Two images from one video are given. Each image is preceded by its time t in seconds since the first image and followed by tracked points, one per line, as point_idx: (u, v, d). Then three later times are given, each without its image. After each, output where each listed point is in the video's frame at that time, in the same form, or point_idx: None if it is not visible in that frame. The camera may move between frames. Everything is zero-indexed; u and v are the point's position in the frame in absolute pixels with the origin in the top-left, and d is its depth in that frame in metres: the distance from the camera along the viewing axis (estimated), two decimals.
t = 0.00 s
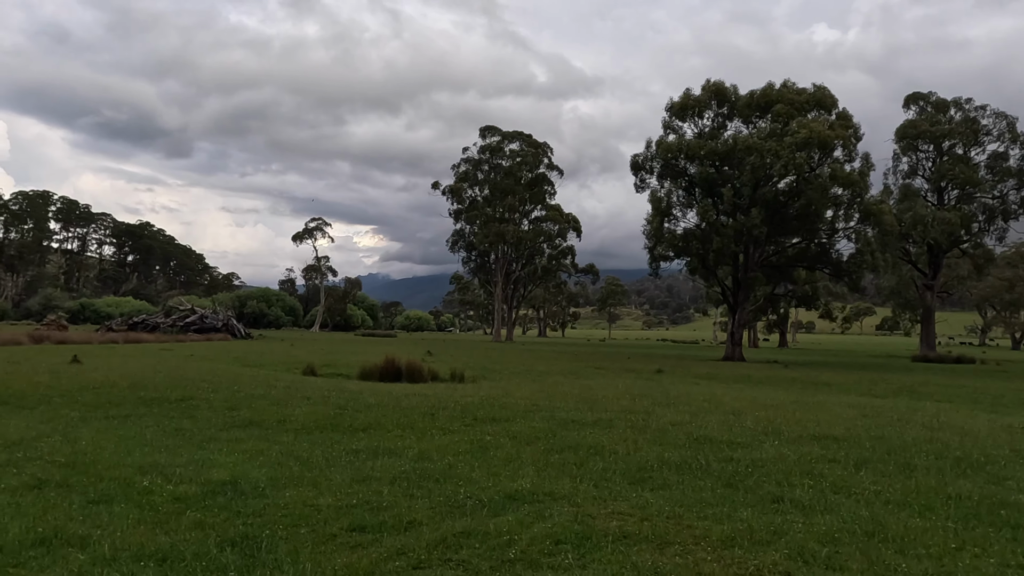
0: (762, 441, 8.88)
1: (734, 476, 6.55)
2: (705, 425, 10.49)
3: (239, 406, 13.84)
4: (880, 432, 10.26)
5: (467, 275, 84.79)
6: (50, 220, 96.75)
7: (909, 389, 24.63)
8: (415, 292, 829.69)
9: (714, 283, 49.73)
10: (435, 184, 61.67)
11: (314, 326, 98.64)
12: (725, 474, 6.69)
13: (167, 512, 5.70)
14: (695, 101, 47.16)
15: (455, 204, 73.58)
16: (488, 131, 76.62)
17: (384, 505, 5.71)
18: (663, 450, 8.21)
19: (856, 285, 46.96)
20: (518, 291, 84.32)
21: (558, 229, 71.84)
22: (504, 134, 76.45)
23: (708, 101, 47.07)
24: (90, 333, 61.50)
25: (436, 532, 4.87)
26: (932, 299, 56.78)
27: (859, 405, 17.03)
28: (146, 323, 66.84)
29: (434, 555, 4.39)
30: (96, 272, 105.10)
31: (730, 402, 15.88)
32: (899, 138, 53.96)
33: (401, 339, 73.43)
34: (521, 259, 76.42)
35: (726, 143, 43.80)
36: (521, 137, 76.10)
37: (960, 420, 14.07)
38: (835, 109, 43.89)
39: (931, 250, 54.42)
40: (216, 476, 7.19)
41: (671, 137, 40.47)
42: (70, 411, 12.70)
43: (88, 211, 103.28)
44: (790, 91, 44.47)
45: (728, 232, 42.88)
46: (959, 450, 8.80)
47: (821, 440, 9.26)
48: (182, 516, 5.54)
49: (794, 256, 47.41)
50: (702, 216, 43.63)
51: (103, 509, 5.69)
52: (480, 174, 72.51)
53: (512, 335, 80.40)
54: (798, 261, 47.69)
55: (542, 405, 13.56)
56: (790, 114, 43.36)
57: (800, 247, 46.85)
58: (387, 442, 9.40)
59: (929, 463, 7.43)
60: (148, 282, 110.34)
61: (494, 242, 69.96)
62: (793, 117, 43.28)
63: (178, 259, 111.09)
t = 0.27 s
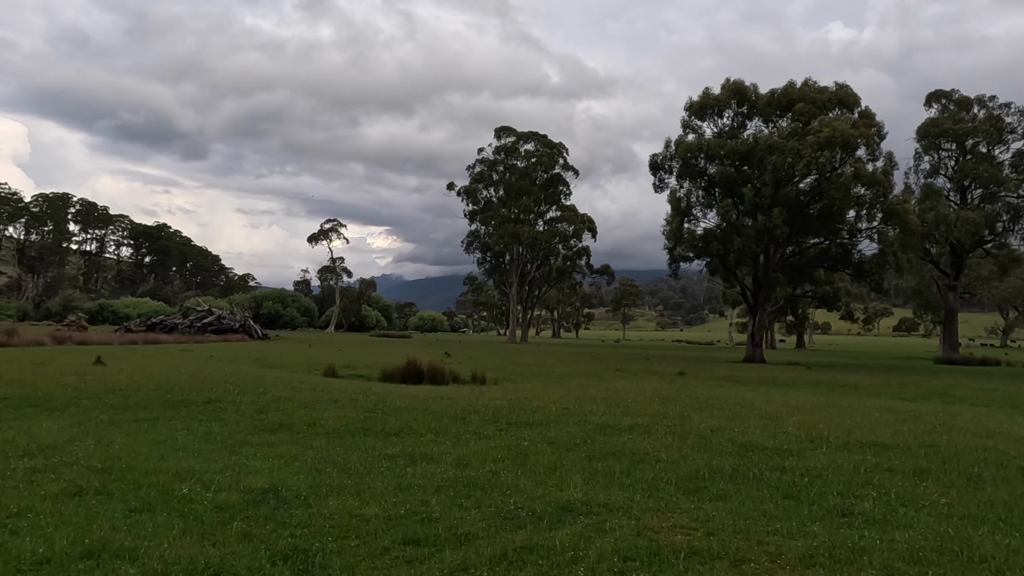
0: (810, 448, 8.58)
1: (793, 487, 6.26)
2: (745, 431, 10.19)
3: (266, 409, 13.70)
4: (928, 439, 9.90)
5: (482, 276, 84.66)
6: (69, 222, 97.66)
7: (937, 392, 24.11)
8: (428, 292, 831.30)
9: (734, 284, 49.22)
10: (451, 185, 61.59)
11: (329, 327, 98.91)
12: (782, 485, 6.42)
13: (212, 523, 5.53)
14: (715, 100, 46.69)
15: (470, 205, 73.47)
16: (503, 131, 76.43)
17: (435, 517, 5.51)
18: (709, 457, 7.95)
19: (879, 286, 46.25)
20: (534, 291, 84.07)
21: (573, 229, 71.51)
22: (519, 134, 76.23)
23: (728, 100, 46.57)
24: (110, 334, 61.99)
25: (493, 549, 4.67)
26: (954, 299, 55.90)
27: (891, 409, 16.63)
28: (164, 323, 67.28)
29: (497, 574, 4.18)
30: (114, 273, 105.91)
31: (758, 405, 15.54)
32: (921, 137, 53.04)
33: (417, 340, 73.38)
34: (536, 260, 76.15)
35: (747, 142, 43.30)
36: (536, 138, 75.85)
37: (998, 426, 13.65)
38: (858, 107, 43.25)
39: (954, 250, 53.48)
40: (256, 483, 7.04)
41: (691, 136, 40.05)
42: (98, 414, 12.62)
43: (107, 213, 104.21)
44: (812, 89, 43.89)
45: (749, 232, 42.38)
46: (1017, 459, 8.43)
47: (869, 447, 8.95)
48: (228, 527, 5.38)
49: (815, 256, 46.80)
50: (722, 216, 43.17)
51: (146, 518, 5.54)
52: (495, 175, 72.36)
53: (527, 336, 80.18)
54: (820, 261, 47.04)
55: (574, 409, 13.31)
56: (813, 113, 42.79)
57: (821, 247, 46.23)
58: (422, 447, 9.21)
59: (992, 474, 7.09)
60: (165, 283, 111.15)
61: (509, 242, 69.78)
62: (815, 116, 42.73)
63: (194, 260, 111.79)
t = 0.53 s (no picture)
0: (868, 444, 8.29)
1: (865, 484, 6.02)
2: (795, 428, 9.90)
3: (302, 404, 13.66)
4: (987, 436, 9.53)
5: (502, 273, 84.55)
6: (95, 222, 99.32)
7: (975, 389, 23.50)
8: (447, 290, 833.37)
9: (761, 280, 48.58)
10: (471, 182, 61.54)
11: (350, 325, 99.46)
12: (851, 482, 6.17)
13: (268, 516, 5.42)
14: (741, 93, 46.03)
15: (491, 202, 73.36)
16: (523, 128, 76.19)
17: (497, 512, 5.35)
18: (766, 453, 7.70)
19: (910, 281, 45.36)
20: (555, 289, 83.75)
21: (594, 226, 71.07)
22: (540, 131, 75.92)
23: (754, 94, 45.91)
24: (137, 332, 62.81)
25: (567, 545, 4.50)
26: (986, 295, 54.52)
27: (930, 406, 16.17)
28: (189, 321, 68.02)
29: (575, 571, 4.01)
30: (139, 272, 107.49)
31: (794, 401, 15.19)
32: (951, 129, 51.74)
33: (438, 337, 73.51)
34: (557, 257, 75.82)
35: (774, 135, 42.65)
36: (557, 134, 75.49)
37: None
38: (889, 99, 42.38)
39: (986, 245, 52.22)
40: (306, 477, 6.93)
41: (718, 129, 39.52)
42: (136, 409, 12.66)
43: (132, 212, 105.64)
44: (841, 81, 43.10)
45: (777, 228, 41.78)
46: None
47: (928, 443, 8.63)
48: (287, 521, 5.27)
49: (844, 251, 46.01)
50: (749, 211, 42.60)
51: (204, 511, 5.45)
52: (515, 172, 72.16)
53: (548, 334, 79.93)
54: (849, 257, 46.20)
55: (613, 405, 13.06)
56: (842, 105, 42.02)
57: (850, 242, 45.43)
58: (466, 442, 9.06)
59: None
60: (189, 282, 112.46)
61: (530, 240, 69.55)
62: (845, 109, 41.96)
63: (217, 259, 112.93)
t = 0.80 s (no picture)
0: (929, 446, 8.02)
1: (942, 489, 5.79)
2: (847, 427, 9.62)
3: (338, 401, 13.61)
4: None
5: (522, 269, 84.36)
6: (120, 219, 100.60)
7: (1011, 386, 22.96)
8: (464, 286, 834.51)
9: (788, 275, 47.96)
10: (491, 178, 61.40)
11: (370, 321, 99.83)
12: (928, 488, 5.91)
13: (329, 518, 5.31)
14: (767, 86, 45.31)
15: (511, 198, 73.17)
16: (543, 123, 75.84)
17: (563, 517, 5.17)
18: (826, 456, 7.47)
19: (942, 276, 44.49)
20: (575, 284, 83.38)
21: (615, 221, 70.55)
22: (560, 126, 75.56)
23: (781, 86, 45.18)
24: (163, 327, 63.55)
25: (647, 554, 4.31)
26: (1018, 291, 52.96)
27: (968, 404, 15.73)
28: (213, 317, 68.63)
29: None
30: (162, 269, 108.75)
31: (829, 399, 14.92)
32: (982, 121, 50.16)
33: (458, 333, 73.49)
34: (577, 253, 75.43)
35: (802, 128, 41.96)
36: (576, 129, 75.04)
37: None
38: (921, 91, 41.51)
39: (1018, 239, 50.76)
40: (358, 477, 6.83)
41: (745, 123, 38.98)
42: (175, 405, 12.71)
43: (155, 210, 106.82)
44: (872, 72, 42.29)
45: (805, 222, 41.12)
46: None
47: (991, 445, 8.34)
48: (349, 524, 5.14)
49: (874, 245, 45.16)
50: (776, 205, 41.97)
51: (262, 513, 5.35)
52: (535, 168, 71.87)
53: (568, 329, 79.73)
54: (879, 251, 45.35)
55: (652, 403, 12.82)
56: (873, 97, 41.20)
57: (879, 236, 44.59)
58: (512, 442, 8.93)
59: None
60: (211, 279, 113.58)
61: (550, 235, 69.24)
62: (876, 100, 41.13)
63: (239, 256, 113.89)
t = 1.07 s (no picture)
0: (999, 440, 7.68)
1: None
2: (904, 421, 9.28)
3: (373, 393, 13.49)
4: None
5: (541, 263, 84.06)
6: (141, 215, 101.70)
7: None
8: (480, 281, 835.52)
9: (813, 269, 47.29)
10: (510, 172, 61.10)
11: (388, 316, 100.01)
12: (1016, 483, 5.60)
13: (391, 509, 5.13)
14: (793, 76, 44.55)
15: (529, 192, 72.88)
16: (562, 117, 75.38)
17: (635, 510, 4.95)
18: (891, 450, 7.18)
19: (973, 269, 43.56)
20: (594, 279, 82.98)
21: (634, 216, 69.98)
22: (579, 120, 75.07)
23: (807, 77, 44.42)
24: (185, 322, 64.14)
25: (737, 550, 4.08)
26: None
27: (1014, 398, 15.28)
28: (234, 312, 69.14)
29: None
30: (182, 264, 109.70)
31: (871, 393, 14.53)
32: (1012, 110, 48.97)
33: (477, 327, 73.36)
34: (596, 248, 74.98)
35: (829, 119, 41.24)
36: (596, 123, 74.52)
37: None
38: (952, 80, 40.58)
39: None
40: (410, 468, 6.66)
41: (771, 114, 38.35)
42: (211, 396, 12.68)
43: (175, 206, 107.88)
44: (901, 61, 41.42)
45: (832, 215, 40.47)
46: None
47: None
48: (412, 515, 4.96)
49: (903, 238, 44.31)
50: (803, 198, 41.32)
51: (323, 504, 5.19)
52: (554, 162, 71.48)
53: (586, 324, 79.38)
54: (907, 245, 44.51)
55: (692, 396, 12.54)
56: (903, 87, 40.36)
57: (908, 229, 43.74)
58: (558, 434, 8.73)
59: None
60: (230, 274, 114.53)
61: (569, 230, 68.87)
62: (906, 90, 40.28)
63: (257, 251, 114.69)
